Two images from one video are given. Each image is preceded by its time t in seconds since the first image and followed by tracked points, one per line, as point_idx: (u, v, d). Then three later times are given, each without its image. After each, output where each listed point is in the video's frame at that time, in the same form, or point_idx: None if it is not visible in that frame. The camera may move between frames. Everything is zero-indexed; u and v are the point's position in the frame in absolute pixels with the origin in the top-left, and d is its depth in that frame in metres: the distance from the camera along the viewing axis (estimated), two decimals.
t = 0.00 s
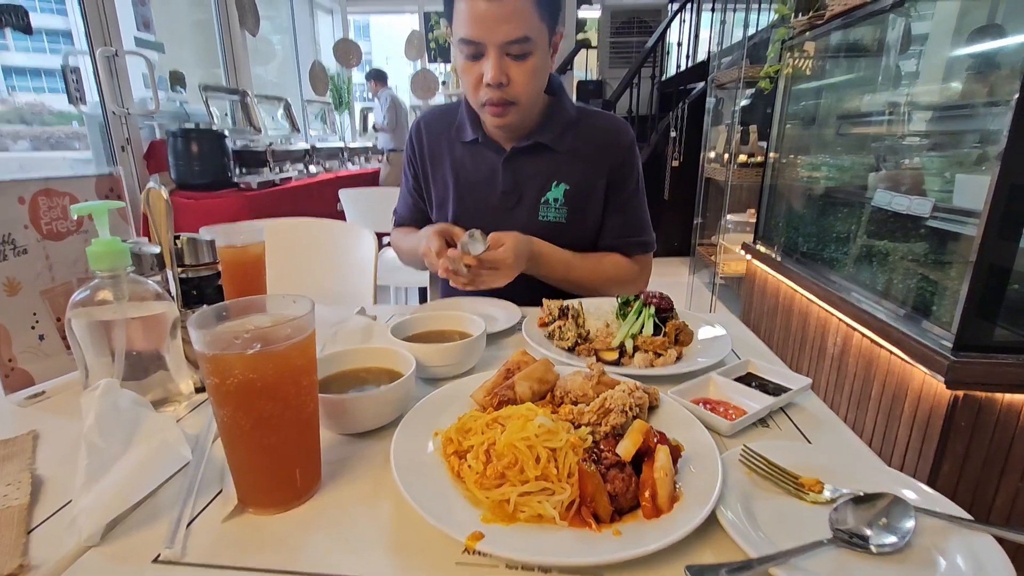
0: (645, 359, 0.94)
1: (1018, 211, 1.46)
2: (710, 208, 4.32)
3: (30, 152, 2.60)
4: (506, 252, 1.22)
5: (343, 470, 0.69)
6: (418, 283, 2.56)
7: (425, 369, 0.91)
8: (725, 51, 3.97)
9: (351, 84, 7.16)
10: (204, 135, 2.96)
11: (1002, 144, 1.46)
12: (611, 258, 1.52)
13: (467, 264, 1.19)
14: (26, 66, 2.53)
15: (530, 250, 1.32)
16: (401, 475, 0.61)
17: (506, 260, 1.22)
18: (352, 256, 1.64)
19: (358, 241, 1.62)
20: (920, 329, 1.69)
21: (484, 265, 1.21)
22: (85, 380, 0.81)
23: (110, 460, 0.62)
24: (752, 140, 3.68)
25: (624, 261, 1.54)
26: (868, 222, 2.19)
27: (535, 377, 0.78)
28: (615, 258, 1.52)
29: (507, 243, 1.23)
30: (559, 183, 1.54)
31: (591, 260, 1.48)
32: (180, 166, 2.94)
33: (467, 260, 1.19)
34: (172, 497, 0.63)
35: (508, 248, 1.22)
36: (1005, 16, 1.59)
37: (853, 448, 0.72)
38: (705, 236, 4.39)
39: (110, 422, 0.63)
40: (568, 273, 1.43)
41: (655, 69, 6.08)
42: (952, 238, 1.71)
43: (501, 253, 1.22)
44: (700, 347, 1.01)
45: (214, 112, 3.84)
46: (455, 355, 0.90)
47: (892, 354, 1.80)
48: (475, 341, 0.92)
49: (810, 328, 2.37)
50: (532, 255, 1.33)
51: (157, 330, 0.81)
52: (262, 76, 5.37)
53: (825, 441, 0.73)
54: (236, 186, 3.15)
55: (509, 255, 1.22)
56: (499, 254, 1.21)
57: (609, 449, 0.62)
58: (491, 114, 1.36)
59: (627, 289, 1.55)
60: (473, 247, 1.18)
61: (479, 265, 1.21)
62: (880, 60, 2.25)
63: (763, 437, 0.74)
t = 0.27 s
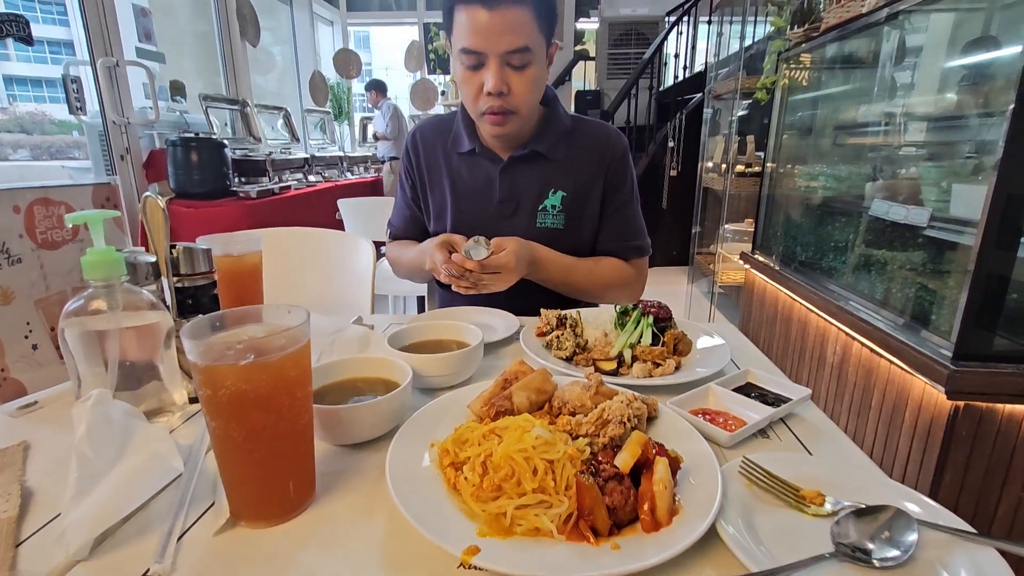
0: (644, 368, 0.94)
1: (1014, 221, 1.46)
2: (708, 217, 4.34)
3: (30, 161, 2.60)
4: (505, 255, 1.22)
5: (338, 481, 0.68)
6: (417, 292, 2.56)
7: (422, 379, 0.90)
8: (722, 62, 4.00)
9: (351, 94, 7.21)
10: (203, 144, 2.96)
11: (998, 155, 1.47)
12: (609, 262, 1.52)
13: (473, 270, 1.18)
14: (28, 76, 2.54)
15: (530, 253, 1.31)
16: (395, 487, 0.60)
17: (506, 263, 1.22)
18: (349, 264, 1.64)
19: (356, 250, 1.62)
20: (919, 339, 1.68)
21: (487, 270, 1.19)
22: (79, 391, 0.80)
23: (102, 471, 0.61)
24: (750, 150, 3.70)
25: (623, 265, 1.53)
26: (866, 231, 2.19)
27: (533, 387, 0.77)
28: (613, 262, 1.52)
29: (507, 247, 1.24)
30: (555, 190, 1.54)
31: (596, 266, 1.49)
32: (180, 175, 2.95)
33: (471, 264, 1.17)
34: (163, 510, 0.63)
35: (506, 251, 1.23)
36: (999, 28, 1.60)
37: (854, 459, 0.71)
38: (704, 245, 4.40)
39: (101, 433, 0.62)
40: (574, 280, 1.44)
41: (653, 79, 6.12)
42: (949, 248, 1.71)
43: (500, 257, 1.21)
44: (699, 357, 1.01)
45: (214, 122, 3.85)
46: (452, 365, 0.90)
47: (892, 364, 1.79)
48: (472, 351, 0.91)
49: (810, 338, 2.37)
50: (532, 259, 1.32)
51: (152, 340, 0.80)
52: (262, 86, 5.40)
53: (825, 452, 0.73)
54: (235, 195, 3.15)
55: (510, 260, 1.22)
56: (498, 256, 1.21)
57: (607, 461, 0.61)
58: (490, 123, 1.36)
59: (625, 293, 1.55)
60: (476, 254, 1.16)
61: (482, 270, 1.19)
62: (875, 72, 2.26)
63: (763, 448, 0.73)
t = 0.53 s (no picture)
0: (644, 378, 0.93)
1: (1012, 231, 1.47)
2: (707, 227, 4.35)
3: (30, 170, 2.60)
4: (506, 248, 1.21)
5: (333, 493, 0.67)
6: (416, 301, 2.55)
7: (420, 389, 0.89)
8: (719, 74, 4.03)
9: (351, 105, 7.25)
10: (203, 154, 2.97)
11: (995, 165, 1.47)
12: (610, 266, 1.51)
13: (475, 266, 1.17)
14: (30, 86, 2.56)
15: (531, 251, 1.31)
16: (391, 499, 0.59)
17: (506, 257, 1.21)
18: (348, 273, 1.63)
19: (355, 259, 1.62)
20: (920, 348, 1.68)
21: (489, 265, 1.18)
22: (71, 401, 0.79)
23: (93, 482, 0.60)
24: (748, 160, 3.72)
25: (625, 270, 1.53)
26: (865, 241, 2.19)
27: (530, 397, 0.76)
28: (615, 266, 1.51)
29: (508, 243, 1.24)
30: (553, 198, 1.54)
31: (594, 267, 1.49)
32: (179, 184, 2.95)
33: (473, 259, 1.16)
34: (155, 523, 0.61)
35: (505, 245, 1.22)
36: (993, 40, 1.61)
37: (856, 470, 0.70)
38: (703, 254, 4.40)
39: (93, 444, 0.61)
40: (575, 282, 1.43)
41: (651, 91, 6.18)
42: (948, 257, 1.71)
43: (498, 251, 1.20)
44: (699, 366, 1.00)
45: (214, 131, 3.86)
46: (450, 375, 0.89)
47: (892, 374, 1.79)
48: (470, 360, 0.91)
49: (810, 348, 2.36)
50: (533, 260, 1.32)
51: (146, 349, 0.79)
52: (263, 97, 5.43)
53: (827, 463, 0.72)
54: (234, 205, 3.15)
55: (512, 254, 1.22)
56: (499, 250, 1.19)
57: (607, 472, 0.60)
58: (491, 130, 1.36)
59: (627, 299, 1.53)
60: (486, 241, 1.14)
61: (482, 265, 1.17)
62: (872, 83, 2.28)
63: (764, 459, 0.72)
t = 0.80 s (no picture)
0: (644, 386, 0.93)
1: (1011, 238, 1.47)
2: (706, 235, 4.35)
3: (31, 177, 2.61)
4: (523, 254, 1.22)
5: (332, 501, 0.66)
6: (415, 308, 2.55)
7: (419, 396, 0.89)
8: (717, 82, 4.06)
9: (352, 113, 7.29)
10: (204, 161, 2.98)
11: (993, 172, 1.47)
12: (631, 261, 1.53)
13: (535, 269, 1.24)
14: (31, 94, 2.57)
15: (563, 250, 1.30)
16: (391, 507, 0.58)
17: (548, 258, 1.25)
18: (348, 280, 1.63)
19: (355, 266, 1.62)
20: (920, 355, 1.67)
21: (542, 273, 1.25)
22: (70, 409, 0.79)
23: (91, 490, 0.60)
24: (746, 168, 3.73)
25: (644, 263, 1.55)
26: (864, 248, 2.20)
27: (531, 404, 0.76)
28: (635, 261, 1.53)
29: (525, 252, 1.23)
30: (557, 203, 1.55)
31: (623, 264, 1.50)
32: (180, 192, 2.96)
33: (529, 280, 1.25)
34: (153, 532, 0.61)
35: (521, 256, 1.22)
36: (990, 49, 1.62)
37: (858, 478, 0.70)
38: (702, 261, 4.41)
39: (91, 452, 0.61)
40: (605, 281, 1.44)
41: (650, 99, 6.21)
42: (947, 264, 1.71)
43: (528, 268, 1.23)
44: (700, 374, 1.00)
45: (215, 139, 3.88)
46: (450, 383, 0.89)
47: (892, 382, 1.78)
48: (470, 368, 0.90)
49: (810, 355, 2.36)
50: (565, 259, 1.30)
51: (146, 356, 0.79)
52: (264, 105, 5.45)
53: (829, 470, 0.72)
54: (234, 212, 3.16)
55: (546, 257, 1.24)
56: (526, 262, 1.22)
57: (607, 479, 0.60)
58: (500, 134, 1.36)
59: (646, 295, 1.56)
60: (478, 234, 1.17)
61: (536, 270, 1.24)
62: (869, 91, 2.29)
63: (765, 467, 0.72)
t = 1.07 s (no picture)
0: (643, 389, 0.93)
1: (1010, 241, 1.47)
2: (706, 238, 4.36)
3: (32, 182, 2.61)
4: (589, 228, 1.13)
5: (332, 504, 0.66)
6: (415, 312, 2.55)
7: (419, 400, 0.89)
8: (717, 86, 4.07)
9: (352, 117, 7.31)
10: (205, 165, 2.98)
11: (991, 175, 1.48)
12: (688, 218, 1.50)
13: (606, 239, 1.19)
14: (33, 99, 2.58)
15: (629, 207, 1.25)
16: (391, 510, 0.59)
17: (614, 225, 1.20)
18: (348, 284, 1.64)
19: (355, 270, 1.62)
20: (920, 357, 1.67)
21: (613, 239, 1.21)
22: (70, 412, 0.79)
23: (91, 493, 0.60)
24: (745, 171, 3.74)
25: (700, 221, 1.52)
26: (864, 251, 2.20)
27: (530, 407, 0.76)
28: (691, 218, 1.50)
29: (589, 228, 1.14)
30: (568, 203, 1.58)
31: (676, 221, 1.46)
32: (181, 196, 2.96)
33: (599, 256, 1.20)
34: (153, 534, 0.61)
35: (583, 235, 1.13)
36: (988, 52, 1.62)
37: (858, 480, 0.70)
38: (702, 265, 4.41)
39: (92, 455, 0.61)
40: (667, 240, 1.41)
41: (649, 103, 6.23)
42: (947, 267, 1.71)
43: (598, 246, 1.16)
44: (699, 377, 1.00)
45: (216, 143, 3.89)
46: (449, 386, 0.89)
47: (893, 384, 1.78)
48: (469, 371, 0.91)
49: (810, 358, 2.35)
50: (632, 213, 1.26)
51: (147, 360, 0.80)
52: (264, 109, 5.47)
53: (828, 472, 0.72)
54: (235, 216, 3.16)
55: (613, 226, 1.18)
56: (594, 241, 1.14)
57: (607, 482, 0.60)
58: (513, 136, 1.37)
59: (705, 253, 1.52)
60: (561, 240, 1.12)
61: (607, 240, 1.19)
62: (868, 95, 2.30)
63: (765, 469, 0.72)
